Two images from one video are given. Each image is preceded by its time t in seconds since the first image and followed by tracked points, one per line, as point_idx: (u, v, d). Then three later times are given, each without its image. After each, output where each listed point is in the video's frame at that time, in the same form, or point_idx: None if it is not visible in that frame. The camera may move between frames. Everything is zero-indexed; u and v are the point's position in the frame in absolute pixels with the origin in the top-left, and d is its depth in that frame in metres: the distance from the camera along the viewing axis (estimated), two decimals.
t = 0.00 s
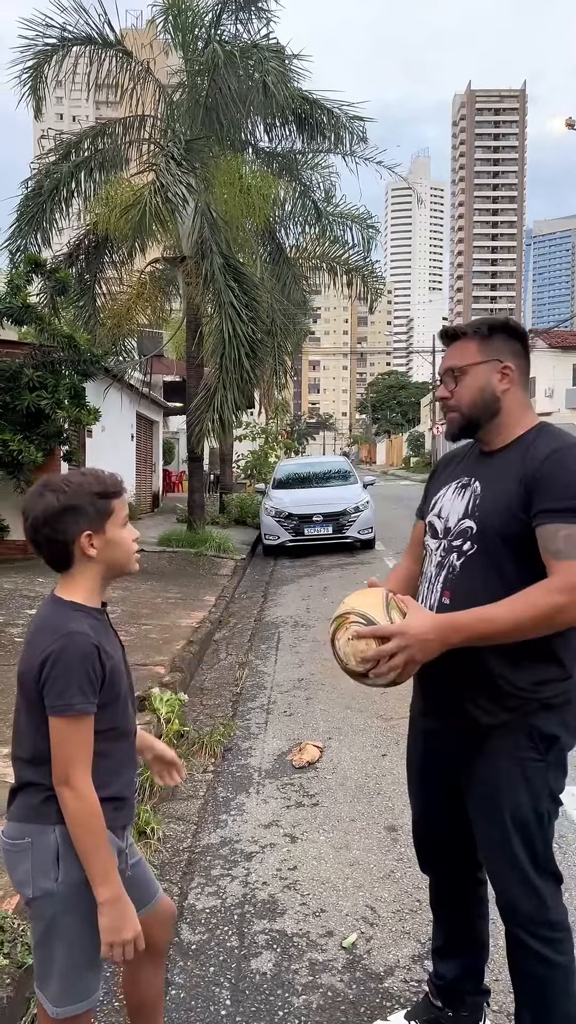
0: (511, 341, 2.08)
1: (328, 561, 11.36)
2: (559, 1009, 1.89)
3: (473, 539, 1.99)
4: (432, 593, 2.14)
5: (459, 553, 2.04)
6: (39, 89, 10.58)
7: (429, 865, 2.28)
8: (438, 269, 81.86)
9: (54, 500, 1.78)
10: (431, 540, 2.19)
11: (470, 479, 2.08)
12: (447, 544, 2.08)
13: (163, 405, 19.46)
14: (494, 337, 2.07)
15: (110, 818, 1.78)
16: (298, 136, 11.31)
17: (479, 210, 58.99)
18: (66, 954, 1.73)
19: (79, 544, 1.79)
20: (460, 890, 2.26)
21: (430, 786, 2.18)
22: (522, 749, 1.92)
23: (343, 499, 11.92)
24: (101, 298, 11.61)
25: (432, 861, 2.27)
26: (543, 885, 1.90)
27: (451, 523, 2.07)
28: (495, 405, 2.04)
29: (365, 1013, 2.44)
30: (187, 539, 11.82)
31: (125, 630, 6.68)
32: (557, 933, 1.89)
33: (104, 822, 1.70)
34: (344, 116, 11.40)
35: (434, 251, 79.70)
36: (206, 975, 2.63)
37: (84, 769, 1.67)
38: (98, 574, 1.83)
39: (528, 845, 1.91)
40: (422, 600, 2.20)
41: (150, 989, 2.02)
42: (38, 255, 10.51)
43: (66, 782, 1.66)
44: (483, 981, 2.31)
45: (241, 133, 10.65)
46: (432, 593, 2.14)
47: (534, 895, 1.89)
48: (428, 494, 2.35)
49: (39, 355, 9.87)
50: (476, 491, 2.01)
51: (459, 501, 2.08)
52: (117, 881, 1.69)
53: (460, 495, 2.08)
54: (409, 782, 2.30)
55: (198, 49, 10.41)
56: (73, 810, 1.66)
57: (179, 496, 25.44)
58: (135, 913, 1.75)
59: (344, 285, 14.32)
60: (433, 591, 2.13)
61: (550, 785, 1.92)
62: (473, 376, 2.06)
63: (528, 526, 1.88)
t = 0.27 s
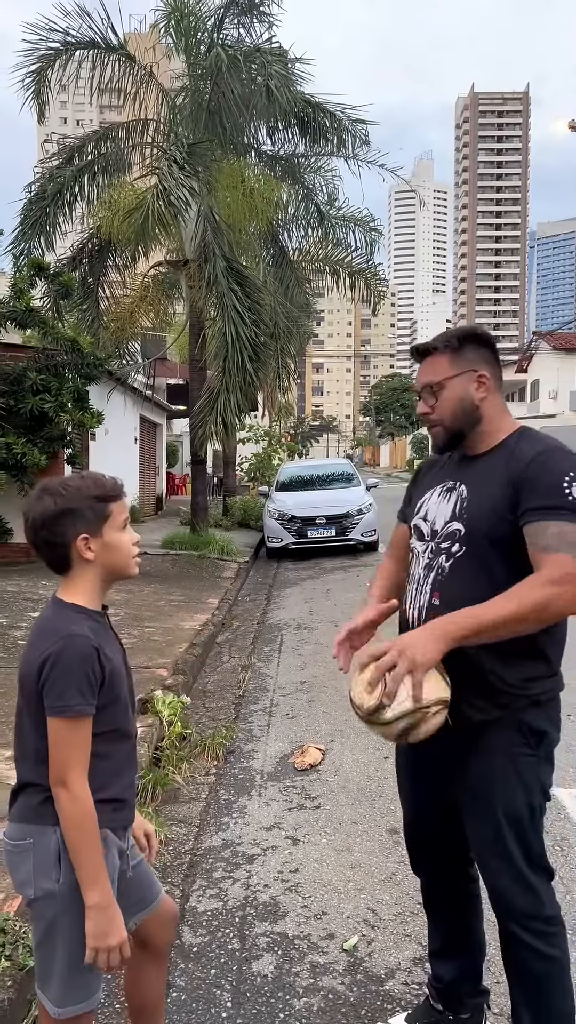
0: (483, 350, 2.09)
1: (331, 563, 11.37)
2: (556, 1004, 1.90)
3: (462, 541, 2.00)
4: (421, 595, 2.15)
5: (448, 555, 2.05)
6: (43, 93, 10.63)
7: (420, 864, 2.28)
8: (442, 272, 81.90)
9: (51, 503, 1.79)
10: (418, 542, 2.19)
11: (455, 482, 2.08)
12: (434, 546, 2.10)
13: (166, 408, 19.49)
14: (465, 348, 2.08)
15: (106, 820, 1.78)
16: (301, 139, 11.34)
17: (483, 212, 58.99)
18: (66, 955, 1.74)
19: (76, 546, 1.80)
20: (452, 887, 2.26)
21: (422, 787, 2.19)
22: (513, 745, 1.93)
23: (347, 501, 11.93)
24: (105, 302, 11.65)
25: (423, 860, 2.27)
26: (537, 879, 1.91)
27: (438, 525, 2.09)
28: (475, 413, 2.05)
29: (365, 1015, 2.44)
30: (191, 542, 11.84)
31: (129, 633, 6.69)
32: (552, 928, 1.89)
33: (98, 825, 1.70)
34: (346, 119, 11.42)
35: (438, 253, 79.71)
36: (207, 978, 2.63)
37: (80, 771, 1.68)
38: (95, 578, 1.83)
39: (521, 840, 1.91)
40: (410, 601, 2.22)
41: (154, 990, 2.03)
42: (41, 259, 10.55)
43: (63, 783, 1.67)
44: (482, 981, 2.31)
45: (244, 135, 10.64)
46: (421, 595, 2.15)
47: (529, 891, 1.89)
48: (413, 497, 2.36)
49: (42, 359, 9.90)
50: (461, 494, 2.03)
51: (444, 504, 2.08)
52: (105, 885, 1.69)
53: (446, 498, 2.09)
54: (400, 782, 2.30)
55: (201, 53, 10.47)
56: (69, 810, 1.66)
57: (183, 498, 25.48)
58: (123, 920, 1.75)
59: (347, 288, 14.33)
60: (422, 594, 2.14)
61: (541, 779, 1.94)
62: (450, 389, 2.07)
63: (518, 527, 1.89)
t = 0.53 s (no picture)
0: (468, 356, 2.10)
1: (334, 566, 11.36)
2: (559, 1003, 1.89)
3: (458, 543, 2.02)
4: (422, 601, 2.14)
5: (447, 558, 2.05)
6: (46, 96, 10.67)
7: (418, 865, 2.28)
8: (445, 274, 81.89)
9: (53, 505, 1.79)
10: (416, 547, 2.17)
11: (447, 486, 2.09)
12: (432, 550, 2.10)
13: (169, 411, 19.51)
14: (451, 356, 2.09)
15: (109, 821, 1.79)
16: (303, 142, 11.35)
17: (486, 214, 58.99)
18: (67, 956, 1.73)
19: (78, 549, 1.80)
20: (451, 887, 2.25)
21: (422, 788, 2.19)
22: (519, 743, 1.93)
23: (350, 504, 11.91)
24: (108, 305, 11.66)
25: (421, 861, 2.27)
26: (541, 878, 1.90)
27: (435, 529, 2.09)
28: (466, 418, 2.06)
29: (366, 1018, 2.44)
30: (194, 545, 11.84)
31: (131, 636, 6.69)
32: (556, 927, 1.89)
33: (104, 826, 1.70)
34: (349, 122, 11.44)
35: (441, 256, 79.71)
36: (209, 980, 2.63)
37: (85, 773, 1.68)
38: (98, 581, 1.83)
39: (526, 839, 1.91)
40: (410, 607, 2.20)
41: (154, 992, 2.02)
42: (44, 262, 10.57)
43: (67, 785, 1.67)
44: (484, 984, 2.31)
45: (247, 138, 10.63)
46: (422, 600, 2.14)
47: (533, 890, 1.89)
48: (403, 502, 2.35)
49: (45, 362, 9.92)
50: (453, 497, 2.05)
51: (436, 508, 2.10)
52: (115, 883, 1.70)
53: (437, 501, 2.10)
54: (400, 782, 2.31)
55: (203, 57, 10.49)
56: (74, 812, 1.66)
57: (186, 501, 25.51)
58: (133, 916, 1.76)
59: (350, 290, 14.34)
60: (423, 599, 2.13)
61: (547, 778, 1.94)
62: (440, 397, 2.07)
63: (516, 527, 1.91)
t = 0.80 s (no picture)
0: (464, 358, 2.11)
1: (335, 568, 11.35)
2: (562, 1010, 1.89)
3: (458, 548, 2.02)
4: (425, 607, 2.14)
5: (447, 563, 2.05)
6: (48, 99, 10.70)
7: (426, 868, 2.28)
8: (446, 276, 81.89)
9: (55, 510, 1.79)
10: (418, 553, 2.18)
11: (447, 490, 2.09)
12: (433, 556, 2.10)
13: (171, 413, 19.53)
14: (447, 359, 2.10)
15: (112, 824, 1.79)
16: (304, 145, 11.37)
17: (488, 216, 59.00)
18: (68, 959, 1.73)
19: (80, 553, 1.80)
20: (457, 890, 2.25)
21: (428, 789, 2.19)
22: (525, 747, 1.91)
23: (351, 506, 11.91)
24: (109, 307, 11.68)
25: (428, 864, 2.27)
26: (547, 884, 1.90)
27: (435, 535, 2.09)
28: (462, 421, 2.06)
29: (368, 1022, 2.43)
30: (195, 547, 11.83)
31: (132, 638, 6.70)
32: (561, 932, 1.89)
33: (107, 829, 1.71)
34: (350, 124, 11.45)
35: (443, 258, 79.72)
36: (209, 984, 2.63)
37: (87, 777, 1.68)
38: (98, 586, 1.83)
39: (532, 843, 1.90)
40: (414, 614, 2.20)
41: (154, 994, 2.02)
42: (46, 265, 10.59)
43: (70, 789, 1.67)
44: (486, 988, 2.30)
45: (248, 141, 10.65)
46: (425, 606, 2.14)
47: (538, 894, 1.89)
48: (407, 507, 2.36)
49: (47, 364, 9.93)
50: (452, 502, 2.05)
51: (437, 513, 2.10)
52: (120, 885, 1.70)
53: (438, 506, 2.10)
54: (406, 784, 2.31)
55: (204, 59, 10.50)
56: (77, 816, 1.66)
57: (187, 503, 25.52)
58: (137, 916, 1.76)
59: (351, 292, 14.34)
60: (426, 605, 2.13)
61: (554, 783, 1.93)
62: (436, 399, 2.07)
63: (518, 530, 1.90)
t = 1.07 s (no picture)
0: (480, 358, 2.10)
1: (336, 569, 11.35)
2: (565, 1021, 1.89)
3: (469, 552, 2.01)
4: (435, 610, 2.14)
5: (457, 567, 2.05)
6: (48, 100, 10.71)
7: (438, 872, 2.27)
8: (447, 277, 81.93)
9: (56, 512, 1.79)
10: (429, 555, 2.18)
11: (459, 491, 2.09)
12: (444, 559, 2.10)
13: (172, 415, 19.53)
14: (462, 358, 2.09)
15: (112, 828, 1.78)
16: (305, 146, 11.38)
17: (488, 218, 59.03)
18: (70, 964, 1.73)
19: (80, 555, 1.80)
20: (467, 897, 2.24)
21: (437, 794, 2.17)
22: (535, 755, 1.90)
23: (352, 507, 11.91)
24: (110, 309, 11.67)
25: (441, 868, 2.26)
26: (554, 894, 1.89)
27: (446, 538, 2.09)
28: (476, 422, 2.05)
29: None
30: (196, 548, 11.83)
31: (133, 639, 6.69)
32: (566, 944, 1.88)
33: (107, 834, 1.70)
34: (350, 126, 11.46)
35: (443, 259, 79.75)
36: (210, 987, 2.62)
37: (88, 781, 1.67)
38: (99, 589, 1.83)
39: (540, 852, 1.90)
40: (425, 616, 2.20)
41: (154, 997, 2.01)
42: (47, 267, 10.61)
43: (70, 793, 1.66)
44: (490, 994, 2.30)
45: (248, 142, 10.66)
46: (435, 610, 2.14)
47: (544, 905, 1.88)
48: (419, 509, 2.35)
49: (47, 365, 9.93)
50: (463, 505, 2.04)
51: (448, 515, 2.09)
52: (118, 892, 1.69)
53: (449, 509, 2.10)
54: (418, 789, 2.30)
55: (205, 61, 10.51)
56: (77, 820, 1.65)
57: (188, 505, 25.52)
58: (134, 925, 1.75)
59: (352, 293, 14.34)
60: (436, 608, 2.13)
61: (563, 792, 1.92)
62: (451, 398, 2.07)
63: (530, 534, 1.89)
